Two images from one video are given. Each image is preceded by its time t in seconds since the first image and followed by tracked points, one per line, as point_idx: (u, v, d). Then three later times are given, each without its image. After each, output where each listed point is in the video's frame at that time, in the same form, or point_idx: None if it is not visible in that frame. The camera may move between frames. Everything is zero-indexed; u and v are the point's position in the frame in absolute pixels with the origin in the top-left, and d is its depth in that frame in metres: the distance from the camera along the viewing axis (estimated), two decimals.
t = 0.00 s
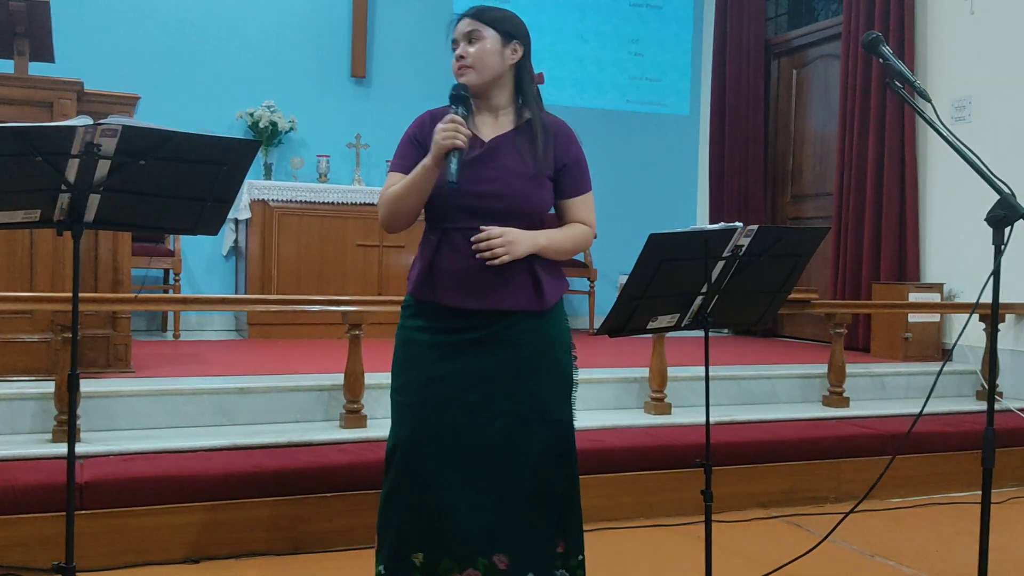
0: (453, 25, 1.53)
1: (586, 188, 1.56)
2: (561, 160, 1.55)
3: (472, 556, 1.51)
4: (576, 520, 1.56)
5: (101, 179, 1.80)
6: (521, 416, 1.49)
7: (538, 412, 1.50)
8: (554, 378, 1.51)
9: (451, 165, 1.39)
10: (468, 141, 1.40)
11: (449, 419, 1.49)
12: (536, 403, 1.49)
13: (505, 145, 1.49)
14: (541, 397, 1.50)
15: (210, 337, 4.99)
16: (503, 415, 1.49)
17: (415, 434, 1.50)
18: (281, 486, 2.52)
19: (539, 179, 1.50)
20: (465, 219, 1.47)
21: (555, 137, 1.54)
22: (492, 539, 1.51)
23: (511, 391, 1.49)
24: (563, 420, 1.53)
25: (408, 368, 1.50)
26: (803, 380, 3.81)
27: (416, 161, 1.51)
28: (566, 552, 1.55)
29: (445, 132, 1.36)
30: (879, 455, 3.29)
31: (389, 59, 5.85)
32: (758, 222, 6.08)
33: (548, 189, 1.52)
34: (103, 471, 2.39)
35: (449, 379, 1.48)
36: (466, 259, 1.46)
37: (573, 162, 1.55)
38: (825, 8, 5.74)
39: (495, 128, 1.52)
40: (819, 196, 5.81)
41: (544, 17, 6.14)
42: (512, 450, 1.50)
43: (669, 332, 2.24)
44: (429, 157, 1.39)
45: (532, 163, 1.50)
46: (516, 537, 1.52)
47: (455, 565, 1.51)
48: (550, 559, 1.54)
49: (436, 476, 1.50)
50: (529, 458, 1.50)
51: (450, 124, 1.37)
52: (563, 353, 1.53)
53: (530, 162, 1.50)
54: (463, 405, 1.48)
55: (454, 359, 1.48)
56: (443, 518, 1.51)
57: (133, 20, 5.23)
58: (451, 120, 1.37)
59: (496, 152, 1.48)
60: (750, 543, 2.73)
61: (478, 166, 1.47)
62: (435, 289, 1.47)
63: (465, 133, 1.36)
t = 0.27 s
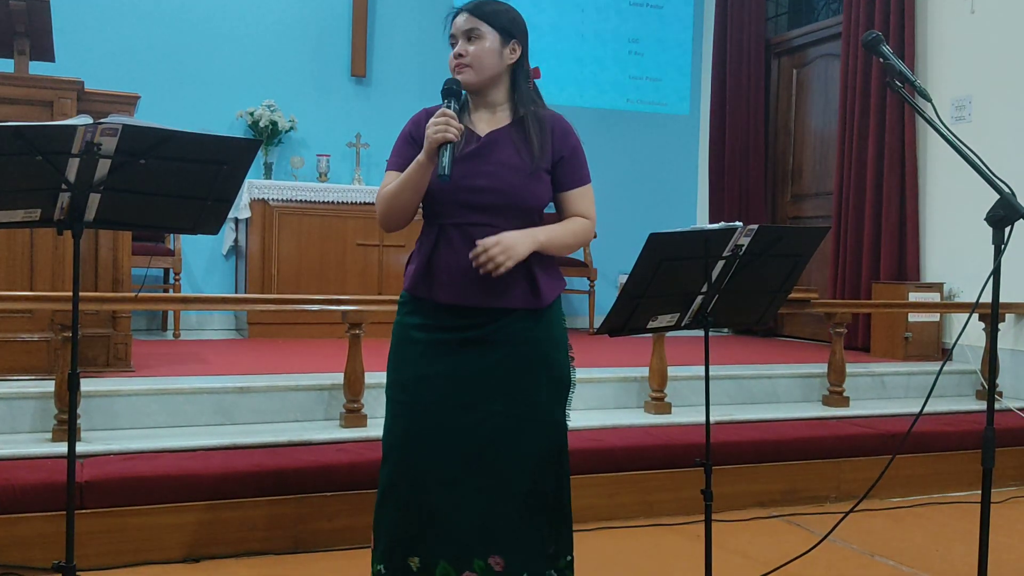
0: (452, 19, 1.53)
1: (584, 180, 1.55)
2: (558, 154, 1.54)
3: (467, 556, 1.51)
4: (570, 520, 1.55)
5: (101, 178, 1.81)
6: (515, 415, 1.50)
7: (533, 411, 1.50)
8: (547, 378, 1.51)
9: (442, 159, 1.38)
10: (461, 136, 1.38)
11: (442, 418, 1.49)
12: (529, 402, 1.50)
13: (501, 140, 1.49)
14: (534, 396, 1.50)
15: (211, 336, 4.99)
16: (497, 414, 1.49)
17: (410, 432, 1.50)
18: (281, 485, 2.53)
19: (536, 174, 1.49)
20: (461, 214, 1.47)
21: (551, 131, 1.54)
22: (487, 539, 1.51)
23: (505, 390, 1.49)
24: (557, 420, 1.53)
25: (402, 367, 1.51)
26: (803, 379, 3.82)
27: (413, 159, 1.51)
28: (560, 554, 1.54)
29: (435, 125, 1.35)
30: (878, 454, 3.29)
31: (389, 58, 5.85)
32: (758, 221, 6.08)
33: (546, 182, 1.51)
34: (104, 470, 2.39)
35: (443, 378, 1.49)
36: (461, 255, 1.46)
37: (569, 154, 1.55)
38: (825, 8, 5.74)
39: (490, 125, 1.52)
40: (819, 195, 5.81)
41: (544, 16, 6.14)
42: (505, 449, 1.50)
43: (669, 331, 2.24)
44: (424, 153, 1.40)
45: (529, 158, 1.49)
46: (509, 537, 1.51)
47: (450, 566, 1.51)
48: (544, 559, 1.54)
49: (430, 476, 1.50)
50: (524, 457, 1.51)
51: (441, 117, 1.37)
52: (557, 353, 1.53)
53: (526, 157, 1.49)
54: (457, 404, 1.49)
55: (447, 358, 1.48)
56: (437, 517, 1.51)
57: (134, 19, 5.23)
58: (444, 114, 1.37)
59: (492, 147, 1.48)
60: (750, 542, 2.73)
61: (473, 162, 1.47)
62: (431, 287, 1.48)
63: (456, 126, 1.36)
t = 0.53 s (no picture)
0: (459, 17, 1.51)
1: (580, 184, 1.57)
2: (558, 156, 1.55)
3: (480, 558, 1.50)
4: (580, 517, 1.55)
5: (101, 177, 1.81)
6: (523, 415, 1.48)
7: (540, 411, 1.49)
8: (554, 377, 1.50)
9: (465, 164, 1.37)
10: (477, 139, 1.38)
11: (449, 421, 1.48)
12: (537, 402, 1.48)
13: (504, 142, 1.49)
14: (542, 396, 1.49)
15: (211, 335, 5.00)
16: (505, 415, 1.48)
17: (416, 436, 1.49)
18: (281, 484, 2.53)
19: (539, 177, 1.50)
20: (467, 219, 1.47)
21: (550, 135, 1.55)
22: (500, 540, 1.50)
23: (513, 391, 1.48)
24: (565, 418, 1.51)
25: (408, 371, 1.50)
26: (803, 379, 3.82)
27: (414, 161, 1.50)
28: (572, 551, 1.54)
29: (454, 132, 1.33)
30: (878, 454, 3.29)
31: (389, 57, 5.85)
32: (758, 221, 6.08)
33: (547, 185, 1.52)
34: (104, 469, 2.39)
35: (449, 381, 1.47)
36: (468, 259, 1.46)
37: (567, 157, 1.56)
38: (826, 7, 5.74)
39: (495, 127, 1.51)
40: (818, 195, 5.81)
41: (544, 16, 6.14)
42: (514, 450, 1.49)
43: (669, 331, 2.24)
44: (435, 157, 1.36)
45: (533, 161, 1.50)
46: (522, 539, 1.51)
47: (463, 569, 1.50)
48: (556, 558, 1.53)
49: (440, 479, 1.49)
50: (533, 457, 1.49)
51: (458, 123, 1.34)
52: (563, 351, 1.52)
53: (530, 159, 1.50)
54: (464, 407, 1.48)
55: (454, 360, 1.47)
56: (447, 521, 1.50)
57: (134, 19, 5.23)
58: (458, 120, 1.35)
59: (497, 148, 1.47)
60: (750, 542, 2.73)
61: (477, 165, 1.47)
62: (436, 292, 1.47)
63: (472, 133, 1.34)
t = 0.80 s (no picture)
0: (454, 15, 1.52)
1: (565, 187, 1.61)
2: (547, 157, 1.58)
3: (485, 557, 1.49)
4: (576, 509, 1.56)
5: (101, 176, 1.81)
6: (521, 412, 1.48)
7: (536, 406, 1.50)
8: (546, 370, 1.52)
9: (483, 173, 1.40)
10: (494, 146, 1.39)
11: (448, 421, 1.47)
12: (532, 396, 1.49)
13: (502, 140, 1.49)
14: (537, 390, 1.50)
15: (210, 335, 5.00)
16: (503, 413, 1.48)
17: (414, 438, 1.48)
18: (281, 483, 2.53)
19: (536, 176, 1.51)
20: (469, 217, 1.46)
21: (542, 136, 1.57)
22: (504, 538, 1.50)
23: (510, 389, 1.48)
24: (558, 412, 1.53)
25: (402, 374, 1.48)
26: (803, 378, 3.81)
27: (410, 156, 1.47)
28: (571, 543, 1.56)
29: (475, 138, 1.31)
30: (878, 453, 3.29)
31: (390, 56, 5.85)
32: (758, 220, 6.08)
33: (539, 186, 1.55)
34: (104, 468, 2.39)
35: (447, 380, 1.47)
36: (470, 259, 1.45)
37: (554, 160, 1.60)
38: (826, 6, 5.74)
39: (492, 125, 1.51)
40: (818, 194, 5.81)
41: (544, 15, 6.13)
42: (514, 446, 1.49)
43: (669, 330, 2.24)
44: (447, 161, 1.34)
45: (530, 160, 1.51)
46: (526, 534, 1.51)
47: (469, 569, 1.49)
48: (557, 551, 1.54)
49: (441, 480, 1.48)
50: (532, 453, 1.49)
51: (477, 129, 1.33)
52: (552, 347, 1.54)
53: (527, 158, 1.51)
54: (462, 406, 1.47)
55: (451, 360, 1.47)
56: (451, 522, 1.49)
57: (134, 18, 5.23)
58: (477, 126, 1.33)
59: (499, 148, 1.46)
60: (750, 541, 2.73)
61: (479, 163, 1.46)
62: (437, 292, 1.45)
63: (492, 141, 1.33)
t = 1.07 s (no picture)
0: (435, 8, 1.50)
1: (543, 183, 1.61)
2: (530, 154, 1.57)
3: (461, 557, 1.47)
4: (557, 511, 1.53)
5: (101, 175, 1.81)
6: (501, 412, 1.46)
7: (518, 407, 1.46)
8: (529, 368, 1.49)
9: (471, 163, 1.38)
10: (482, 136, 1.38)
11: (429, 420, 1.44)
12: (515, 395, 1.47)
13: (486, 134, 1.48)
14: (520, 388, 1.47)
15: (210, 334, 5.00)
16: (483, 412, 1.45)
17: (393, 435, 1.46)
18: (281, 482, 2.53)
19: (520, 174, 1.50)
20: (453, 213, 1.44)
21: (526, 131, 1.56)
22: (481, 538, 1.47)
23: (491, 388, 1.46)
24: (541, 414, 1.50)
25: (381, 372, 1.45)
26: (803, 378, 3.81)
27: (394, 150, 1.45)
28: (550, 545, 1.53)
29: (463, 127, 1.31)
30: (878, 453, 3.29)
31: (390, 55, 5.85)
32: (757, 219, 6.08)
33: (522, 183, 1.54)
34: (103, 467, 2.39)
35: (428, 378, 1.44)
36: (453, 256, 1.44)
37: (537, 156, 1.59)
38: (826, 6, 5.73)
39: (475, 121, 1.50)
40: (818, 194, 5.81)
41: (544, 14, 6.13)
42: (496, 446, 1.46)
43: (669, 330, 2.24)
44: (435, 150, 1.33)
45: (513, 158, 1.49)
46: (507, 534, 1.48)
47: (445, 568, 1.47)
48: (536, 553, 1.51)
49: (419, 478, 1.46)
50: (513, 454, 1.46)
51: (465, 118, 1.32)
52: (535, 347, 1.51)
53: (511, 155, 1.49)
54: (443, 404, 1.44)
55: (431, 357, 1.44)
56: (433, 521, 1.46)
57: (134, 17, 5.23)
58: (465, 115, 1.32)
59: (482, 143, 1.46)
60: (750, 541, 2.73)
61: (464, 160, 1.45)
62: (419, 288, 1.44)
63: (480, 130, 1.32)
